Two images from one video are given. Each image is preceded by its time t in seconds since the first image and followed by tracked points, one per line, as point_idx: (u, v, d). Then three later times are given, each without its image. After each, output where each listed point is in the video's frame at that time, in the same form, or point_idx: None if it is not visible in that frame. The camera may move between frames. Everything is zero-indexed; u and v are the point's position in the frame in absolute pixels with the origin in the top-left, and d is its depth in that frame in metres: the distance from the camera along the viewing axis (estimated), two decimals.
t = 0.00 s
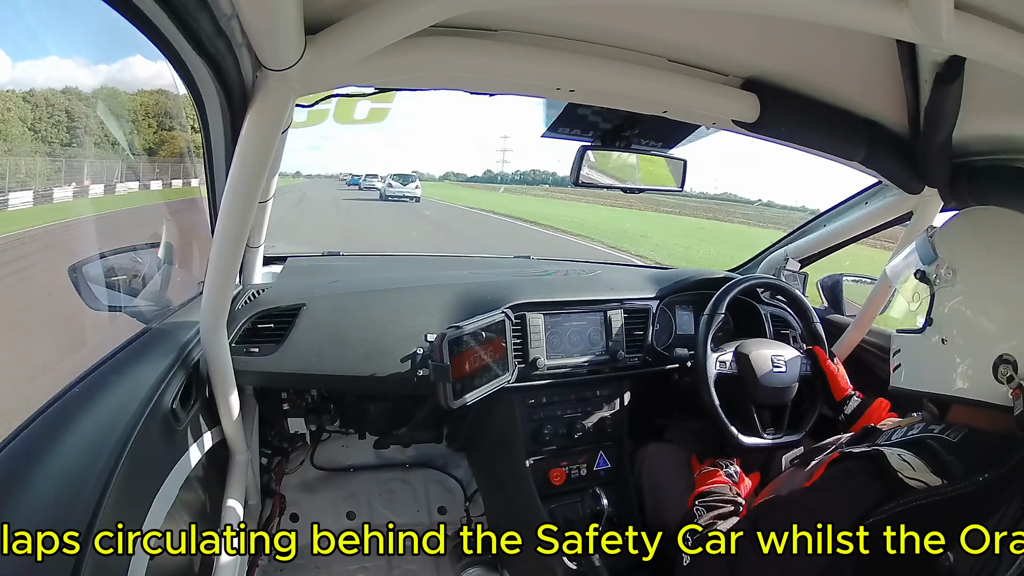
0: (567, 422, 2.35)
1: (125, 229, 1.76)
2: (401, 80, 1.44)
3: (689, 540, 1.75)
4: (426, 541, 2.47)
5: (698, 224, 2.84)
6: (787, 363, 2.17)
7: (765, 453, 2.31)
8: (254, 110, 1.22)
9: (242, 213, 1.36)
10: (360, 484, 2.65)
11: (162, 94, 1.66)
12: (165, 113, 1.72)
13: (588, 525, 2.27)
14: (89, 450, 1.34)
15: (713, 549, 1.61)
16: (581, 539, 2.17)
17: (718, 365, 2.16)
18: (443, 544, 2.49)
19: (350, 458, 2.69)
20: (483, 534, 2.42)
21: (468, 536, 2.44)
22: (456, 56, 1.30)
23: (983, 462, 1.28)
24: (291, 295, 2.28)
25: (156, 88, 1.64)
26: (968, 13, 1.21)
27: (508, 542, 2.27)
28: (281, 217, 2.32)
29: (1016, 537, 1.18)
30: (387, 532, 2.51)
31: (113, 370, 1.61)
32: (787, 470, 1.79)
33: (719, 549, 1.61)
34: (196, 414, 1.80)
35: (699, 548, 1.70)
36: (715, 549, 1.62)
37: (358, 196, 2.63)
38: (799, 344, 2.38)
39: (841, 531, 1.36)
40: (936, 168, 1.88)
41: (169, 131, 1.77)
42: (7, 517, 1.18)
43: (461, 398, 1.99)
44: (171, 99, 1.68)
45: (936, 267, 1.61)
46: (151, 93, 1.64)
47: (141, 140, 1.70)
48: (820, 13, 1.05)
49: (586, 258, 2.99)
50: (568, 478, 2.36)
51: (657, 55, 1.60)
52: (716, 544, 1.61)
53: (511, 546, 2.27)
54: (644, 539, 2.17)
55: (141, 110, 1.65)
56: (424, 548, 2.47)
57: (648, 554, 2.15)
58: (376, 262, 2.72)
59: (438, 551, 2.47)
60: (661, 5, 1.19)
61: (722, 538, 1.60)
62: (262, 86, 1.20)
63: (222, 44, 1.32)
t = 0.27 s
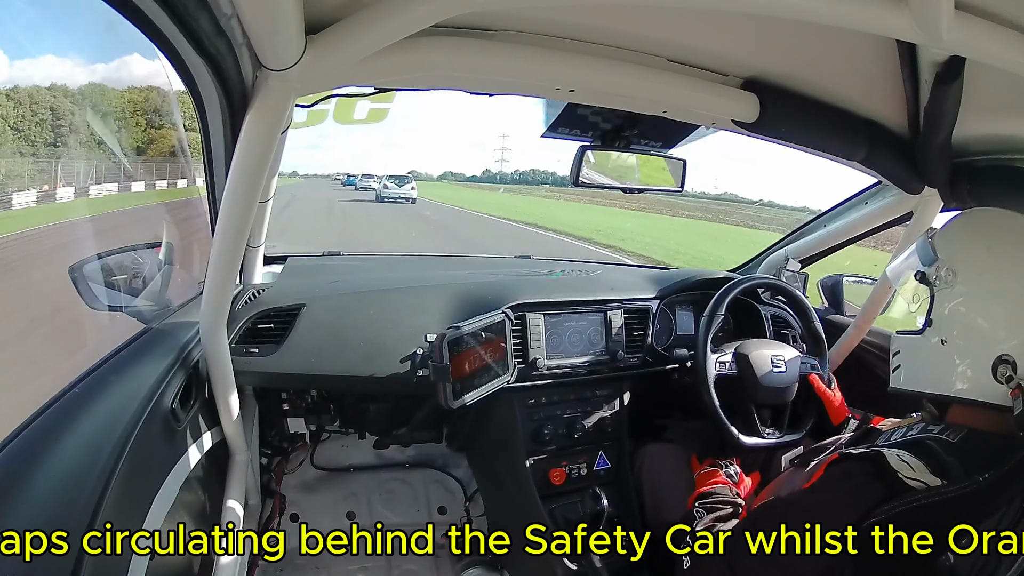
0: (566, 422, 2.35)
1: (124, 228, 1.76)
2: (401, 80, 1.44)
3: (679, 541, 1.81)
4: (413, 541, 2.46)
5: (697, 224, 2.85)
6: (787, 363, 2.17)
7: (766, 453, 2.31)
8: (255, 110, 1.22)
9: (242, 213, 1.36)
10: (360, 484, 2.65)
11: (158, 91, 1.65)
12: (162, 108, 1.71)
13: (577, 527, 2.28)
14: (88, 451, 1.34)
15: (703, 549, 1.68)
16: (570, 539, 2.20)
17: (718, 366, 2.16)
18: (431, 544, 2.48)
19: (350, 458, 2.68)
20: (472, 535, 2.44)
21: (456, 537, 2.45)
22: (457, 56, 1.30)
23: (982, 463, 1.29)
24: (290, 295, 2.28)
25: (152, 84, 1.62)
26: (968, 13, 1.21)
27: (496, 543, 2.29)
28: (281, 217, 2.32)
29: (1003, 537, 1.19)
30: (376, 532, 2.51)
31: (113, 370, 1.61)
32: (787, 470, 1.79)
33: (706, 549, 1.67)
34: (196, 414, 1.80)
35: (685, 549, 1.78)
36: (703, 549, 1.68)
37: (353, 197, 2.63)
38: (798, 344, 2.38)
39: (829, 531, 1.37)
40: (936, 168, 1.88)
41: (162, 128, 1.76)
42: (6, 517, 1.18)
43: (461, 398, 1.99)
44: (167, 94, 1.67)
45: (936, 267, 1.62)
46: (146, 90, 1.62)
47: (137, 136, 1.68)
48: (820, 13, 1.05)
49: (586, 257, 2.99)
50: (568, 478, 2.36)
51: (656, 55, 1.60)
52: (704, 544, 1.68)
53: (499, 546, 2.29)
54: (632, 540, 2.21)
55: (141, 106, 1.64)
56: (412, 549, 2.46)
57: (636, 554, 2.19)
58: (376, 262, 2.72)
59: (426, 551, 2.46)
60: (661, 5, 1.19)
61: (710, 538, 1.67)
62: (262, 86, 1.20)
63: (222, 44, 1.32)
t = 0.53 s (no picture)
0: (566, 422, 2.35)
1: (124, 229, 1.76)
2: (401, 80, 1.44)
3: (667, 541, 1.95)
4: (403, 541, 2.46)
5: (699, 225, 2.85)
6: (787, 363, 2.17)
7: (766, 454, 2.31)
8: (254, 110, 1.22)
9: (242, 213, 1.36)
10: (360, 484, 2.65)
11: (154, 91, 1.64)
12: (161, 109, 1.70)
13: (565, 526, 2.28)
14: (89, 451, 1.34)
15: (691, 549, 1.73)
16: (559, 537, 2.22)
17: (718, 369, 2.16)
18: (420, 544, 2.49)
19: (350, 458, 2.69)
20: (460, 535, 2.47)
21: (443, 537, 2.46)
22: (456, 56, 1.30)
23: (983, 463, 1.29)
24: (290, 295, 2.28)
25: (150, 83, 1.61)
26: (968, 13, 1.21)
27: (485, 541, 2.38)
28: (281, 217, 2.32)
29: (990, 537, 1.20)
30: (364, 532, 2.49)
31: (113, 371, 1.61)
32: (788, 470, 1.80)
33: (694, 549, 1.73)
34: (196, 415, 1.80)
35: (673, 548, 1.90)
36: (692, 549, 1.73)
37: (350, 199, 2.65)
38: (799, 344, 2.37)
39: (816, 532, 1.39)
40: (936, 168, 1.88)
41: (161, 130, 1.75)
42: (7, 517, 1.18)
43: (461, 398, 1.99)
44: (165, 93, 1.66)
45: (936, 269, 1.60)
46: (141, 89, 1.60)
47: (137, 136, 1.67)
48: (820, 13, 1.05)
49: (586, 257, 2.99)
50: (568, 479, 2.36)
51: (656, 55, 1.60)
52: (692, 544, 1.73)
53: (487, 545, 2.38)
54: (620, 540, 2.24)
55: (141, 107, 1.63)
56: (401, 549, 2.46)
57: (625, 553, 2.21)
58: (376, 262, 2.72)
59: (415, 551, 2.46)
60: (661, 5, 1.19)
61: (697, 538, 1.72)
62: (262, 86, 1.20)
63: (222, 43, 1.32)
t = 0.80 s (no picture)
0: (566, 422, 2.35)
1: (124, 229, 1.77)
2: (401, 80, 1.44)
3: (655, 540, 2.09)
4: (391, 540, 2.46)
5: (698, 224, 2.86)
6: (787, 363, 2.18)
7: (766, 454, 2.31)
8: (255, 110, 1.22)
9: (242, 213, 1.36)
10: (360, 484, 2.65)
11: (143, 82, 1.59)
12: (154, 100, 1.66)
13: (554, 525, 2.28)
14: (88, 451, 1.34)
15: (679, 548, 1.80)
16: (546, 536, 2.23)
17: (718, 369, 2.16)
18: (408, 543, 2.49)
19: (350, 458, 2.67)
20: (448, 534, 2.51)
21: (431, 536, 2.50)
22: (457, 56, 1.30)
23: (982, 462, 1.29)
24: (290, 295, 2.28)
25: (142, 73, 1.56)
26: (967, 13, 1.21)
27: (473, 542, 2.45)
28: (281, 217, 2.32)
29: (978, 537, 1.21)
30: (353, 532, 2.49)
31: (113, 370, 1.61)
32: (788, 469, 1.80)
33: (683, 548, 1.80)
34: (196, 415, 1.80)
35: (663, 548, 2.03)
36: (680, 549, 1.80)
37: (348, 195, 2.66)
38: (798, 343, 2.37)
39: (804, 532, 1.41)
40: (936, 168, 1.88)
41: (155, 122, 1.71)
42: (6, 516, 1.18)
43: (461, 398, 1.99)
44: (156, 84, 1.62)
45: (941, 269, 1.60)
46: (131, 81, 1.56)
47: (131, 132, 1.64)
48: (820, 13, 1.05)
49: (586, 257, 2.99)
50: (568, 478, 2.36)
51: (656, 55, 1.60)
52: (681, 543, 1.81)
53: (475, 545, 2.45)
54: (605, 541, 2.25)
55: (138, 100, 1.61)
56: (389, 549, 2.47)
57: (610, 554, 2.23)
58: (376, 262, 2.72)
59: (403, 550, 2.47)
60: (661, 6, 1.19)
61: (685, 537, 1.79)
62: (262, 86, 1.20)
63: (221, 43, 1.32)
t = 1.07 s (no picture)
0: (567, 422, 2.35)
1: (124, 229, 1.77)
2: (401, 80, 1.45)
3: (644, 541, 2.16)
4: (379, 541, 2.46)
5: (700, 224, 2.85)
6: (787, 363, 2.18)
7: (766, 454, 2.31)
8: (255, 110, 1.22)
9: (243, 213, 1.37)
10: (360, 484, 2.65)
11: (128, 76, 1.52)
12: (145, 94, 1.61)
13: (541, 525, 2.26)
14: (88, 451, 1.34)
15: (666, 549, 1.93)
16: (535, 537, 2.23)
17: (718, 370, 2.16)
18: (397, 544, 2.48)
19: (350, 458, 2.67)
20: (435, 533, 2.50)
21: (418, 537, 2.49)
22: (457, 56, 1.30)
23: (983, 463, 1.29)
24: (290, 295, 2.28)
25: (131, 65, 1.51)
26: (967, 13, 1.21)
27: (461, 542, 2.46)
28: (281, 216, 2.33)
29: (967, 537, 1.22)
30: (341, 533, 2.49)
31: (114, 370, 1.62)
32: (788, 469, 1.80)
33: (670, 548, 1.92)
34: (196, 415, 1.80)
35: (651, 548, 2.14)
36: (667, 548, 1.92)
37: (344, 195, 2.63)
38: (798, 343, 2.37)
39: (793, 533, 1.43)
40: (936, 168, 1.88)
41: (148, 116, 1.67)
42: (7, 516, 1.18)
43: (461, 398, 1.99)
44: (145, 76, 1.57)
45: (939, 268, 1.61)
46: (115, 78, 1.50)
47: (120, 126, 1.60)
48: (820, 13, 1.05)
49: (586, 257, 2.99)
50: (568, 478, 2.37)
51: (656, 55, 1.60)
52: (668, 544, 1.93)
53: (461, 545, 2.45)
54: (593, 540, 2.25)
55: (134, 94, 1.58)
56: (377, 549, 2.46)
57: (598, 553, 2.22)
58: (376, 262, 2.72)
59: (391, 551, 2.46)
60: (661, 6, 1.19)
61: (670, 539, 1.92)
62: (262, 86, 1.20)
63: (221, 44, 1.32)
